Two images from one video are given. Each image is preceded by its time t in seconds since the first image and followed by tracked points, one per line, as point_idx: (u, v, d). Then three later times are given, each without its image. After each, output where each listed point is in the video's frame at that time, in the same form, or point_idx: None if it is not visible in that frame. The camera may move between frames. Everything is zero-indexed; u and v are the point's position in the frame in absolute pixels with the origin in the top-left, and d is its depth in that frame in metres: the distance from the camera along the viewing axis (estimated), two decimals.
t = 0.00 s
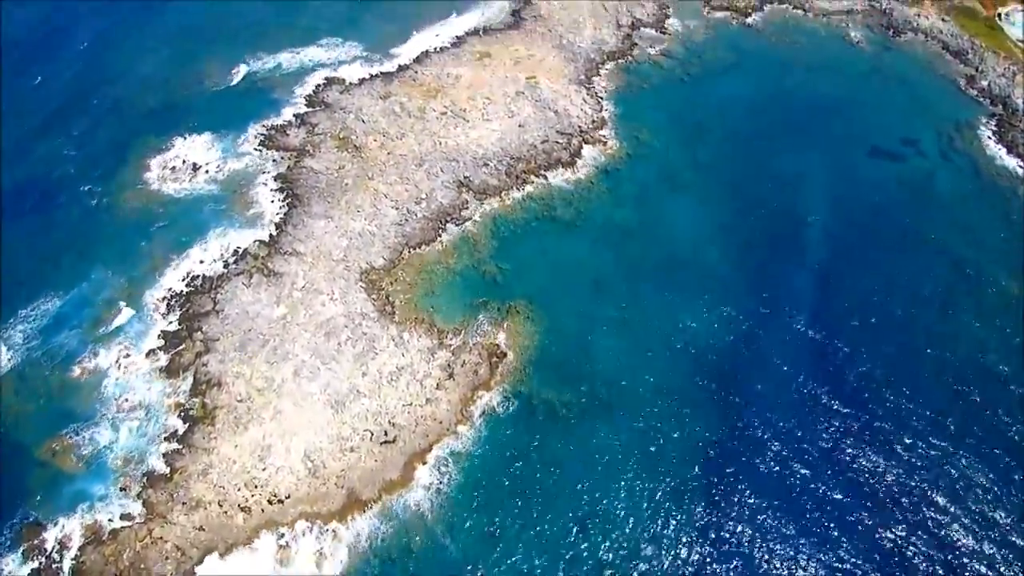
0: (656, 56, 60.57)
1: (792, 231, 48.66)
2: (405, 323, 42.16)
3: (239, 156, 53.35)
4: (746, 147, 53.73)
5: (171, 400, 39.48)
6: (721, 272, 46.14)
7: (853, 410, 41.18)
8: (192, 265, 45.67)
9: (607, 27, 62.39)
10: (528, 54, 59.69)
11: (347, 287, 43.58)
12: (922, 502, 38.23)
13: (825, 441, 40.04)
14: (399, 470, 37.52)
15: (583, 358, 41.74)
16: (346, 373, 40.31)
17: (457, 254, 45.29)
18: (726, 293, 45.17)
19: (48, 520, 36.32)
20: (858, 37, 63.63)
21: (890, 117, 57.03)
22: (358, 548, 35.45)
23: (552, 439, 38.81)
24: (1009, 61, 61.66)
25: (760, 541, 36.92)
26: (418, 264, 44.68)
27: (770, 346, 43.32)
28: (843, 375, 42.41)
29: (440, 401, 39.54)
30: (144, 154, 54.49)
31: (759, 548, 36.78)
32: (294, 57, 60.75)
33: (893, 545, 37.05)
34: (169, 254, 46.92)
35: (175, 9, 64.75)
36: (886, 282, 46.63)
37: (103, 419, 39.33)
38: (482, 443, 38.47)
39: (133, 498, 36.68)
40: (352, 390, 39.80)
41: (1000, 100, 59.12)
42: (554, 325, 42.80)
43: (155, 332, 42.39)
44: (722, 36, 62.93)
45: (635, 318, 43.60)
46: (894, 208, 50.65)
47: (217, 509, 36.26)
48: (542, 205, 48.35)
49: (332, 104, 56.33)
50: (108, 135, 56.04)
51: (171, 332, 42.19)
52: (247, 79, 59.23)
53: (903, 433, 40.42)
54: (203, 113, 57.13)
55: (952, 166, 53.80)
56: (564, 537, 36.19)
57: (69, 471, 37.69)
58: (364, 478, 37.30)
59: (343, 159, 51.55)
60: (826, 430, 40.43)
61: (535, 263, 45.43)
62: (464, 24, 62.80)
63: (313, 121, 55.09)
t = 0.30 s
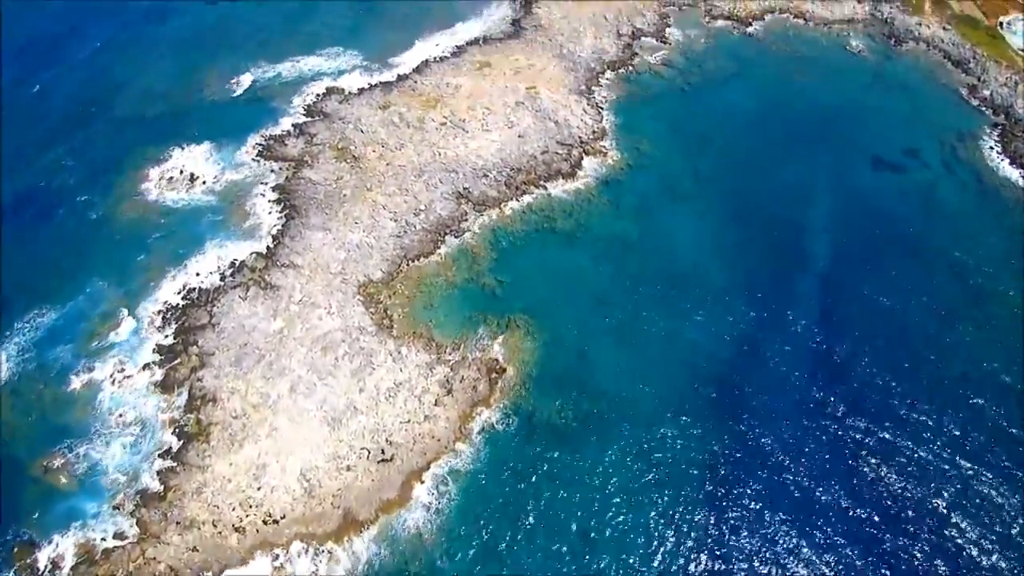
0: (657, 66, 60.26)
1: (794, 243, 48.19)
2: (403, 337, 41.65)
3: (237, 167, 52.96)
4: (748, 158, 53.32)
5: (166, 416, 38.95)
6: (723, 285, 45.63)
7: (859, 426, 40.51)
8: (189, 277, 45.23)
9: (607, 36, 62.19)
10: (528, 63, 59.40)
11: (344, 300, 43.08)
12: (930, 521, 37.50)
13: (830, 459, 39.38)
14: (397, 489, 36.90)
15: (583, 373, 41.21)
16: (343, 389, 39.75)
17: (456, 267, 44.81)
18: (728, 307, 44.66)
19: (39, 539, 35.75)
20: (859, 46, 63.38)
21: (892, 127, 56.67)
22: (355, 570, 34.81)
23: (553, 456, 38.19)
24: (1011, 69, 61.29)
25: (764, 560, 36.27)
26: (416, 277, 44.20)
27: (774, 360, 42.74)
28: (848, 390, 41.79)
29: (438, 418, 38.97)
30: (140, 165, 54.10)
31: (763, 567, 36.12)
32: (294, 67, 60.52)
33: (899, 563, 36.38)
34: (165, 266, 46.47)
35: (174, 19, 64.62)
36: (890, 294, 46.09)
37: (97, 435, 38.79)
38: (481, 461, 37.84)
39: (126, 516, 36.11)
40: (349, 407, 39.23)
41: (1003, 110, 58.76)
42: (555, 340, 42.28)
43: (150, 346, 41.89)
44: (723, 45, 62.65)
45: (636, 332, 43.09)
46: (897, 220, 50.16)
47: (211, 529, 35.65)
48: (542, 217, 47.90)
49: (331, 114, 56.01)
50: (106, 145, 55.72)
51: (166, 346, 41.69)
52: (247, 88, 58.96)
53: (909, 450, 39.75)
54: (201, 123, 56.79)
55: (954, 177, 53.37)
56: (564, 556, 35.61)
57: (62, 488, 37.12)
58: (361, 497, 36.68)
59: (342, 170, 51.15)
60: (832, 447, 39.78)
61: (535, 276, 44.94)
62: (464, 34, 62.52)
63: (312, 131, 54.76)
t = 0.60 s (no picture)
0: (657, 77, 59.94)
1: (796, 257, 47.66)
2: (401, 353, 41.07)
3: (234, 179, 52.54)
4: (749, 171, 52.88)
5: (160, 434, 38.36)
6: (725, 300, 45.09)
7: (865, 444, 39.84)
8: (185, 291, 44.73)
9: (607, 47, 62.00)
10: (528, 74, 59.09)
11: (342, 315, 42.52)
12: (935, 540, 36.94)
13: (837, 477, 38.71)
14: (394, 511, 36.23)
15: (584, 390, 40.61)
16: (340, 407, 39.13)
17: (455, 281, 44.30)
18: (730, 323, 44.06)
19: (31, 559, 35.23)
20: (860, 57, 63.17)
21: (894, 139, 56.29)
22: None
23: (554, 475, 37.59)
24: (1012, 80, 61.12)
25: None
26: (415, 292, 43.69)
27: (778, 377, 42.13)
28: (853, 407, 41.14)
29: (436, 438, 38.32)
30: (137, 177, 53.69)
31: None
32: (293, 78, 60.24)
33: None
34: (160, 279, 45.96)
35: (172, 29, 64.31)
36: (895, 309, 45.52)
37: (90, 453, 38.19)
38: (481, 480, 37.20)
39: (119, 537, 35.56)
40: (345, 425, 38.59)
41: (1005, 121, 58.51)
42: (555, 355, 41.71)
43: (144, 361, 41.32)
44: (723, 57, 62.39)
45: (637, 348, 42.51)
46: (901, 233, 49.68)
47: (204, 551, 35.09)
48: (542, 230, 47.41)
49: (330, 125, 55.67)
50: (102, 157, 55.35)
51: (161, 361, 41.12)
52: (246, 100, 58.62)
53: (916, 469, 39.08)
54: (199, 134, 56.47)
55: (958, 189, 52.92)
56: None
57: (53, 507, 36.58)
58: (357, 519, 36.02)
59: (340, 182, 50.70)
60: (837, 465, 39.11)
61: (535, 290, 44.42)
62: (464, 45, 62.38)
63: (310, 143, 54.40)
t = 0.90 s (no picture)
0: (657, 91, 59.70)
1: (798, 273, 47.08)
2: (399, 372, 40.40)
3: (232, 193, 52.12)
4: (750, 185, 52.43)
5: (153, 454, 37.69)
6: (727, 317, 44.46)
7: (871, 464, 39.13)
8: (180, 308, 44.19)
9: (607, 61, 61.91)
10: (528, 88, 58.91)
11: (338, 333, 41.90)
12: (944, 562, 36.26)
13: (842, 499, 37.95)
14: (390, 537, 35.41)
15: (584, 409, 39.91)
16: (336, 428, 38.38)
17: (454, 298, 43.77)
18: (732, 341, 43.42)
19: None
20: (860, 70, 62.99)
21: (895, 153, 55.88)
22: None
23: (553, 497, 36.86)
24: (1014, 93, 60.85)
25: None
26: (413, 309, 43.13)
27: (781, 396, 41.44)
28: (858, 428, 40.41)
29: (433, 460, 37.57)
30: (133, 191, 53.25)
31: None
32: (292, 91, 60.10)
33: None
34: (156, 296, 45.41)
35: (172, 44, 64.34)
36: (899, 325, 44.91)
37: (81, 474, 37.48)
38: (479, 504, 36.46)
39: (109, 561, 34.79)
40: (341, 447, 37.81)
41: (1007, 134, 58.13)
42: (555, 374, 41.07)
43: (138, 380, 40.71)
44: (723, 70, 62.18)
45: (637, 366, 41.86)
46: (905, 249, 49.12)
47: None
48: (542, 246, 46.92)
49: (329, 139, 55.35)
50: (98, 171, 54.98)
51: (155, 380, 40.50)
52: (245, 114, 58.47)
53: (924, 490, 38.35)
54: (196, 149, 56.13)
55: (961, 203, 52.42)
56: None
57: (44, 529, 35.86)
58: (352, 545, 35.21)
59: (338, 196, 50.24)
60: (843, 487, 38.36)
61: (534, 307, 43.84)
62: (464, 57, 62.63)
63: (309, 157, 54.03)
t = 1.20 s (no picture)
0: (657, 102, 59.42)
1: (802, 288, 46.51)
2: (396, 389, 39.74)
3: (228, 206, 51.64)
4: (752, 197, 51.93)
5: (146, 474, 37.05)
6: (729, 333, 43.86)
7: (877, 483, 38.33)
8: (175, 322, 43.65)
9: (607, 71, 61.79)
10: (528, 99, 58.76)
11: (335, 349, 41.27)
12: None
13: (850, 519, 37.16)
14: (386, 560, 34.64)
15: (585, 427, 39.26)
16: (332, 447, 37.62)
17: (453, 312, 43.22)
18: (734, 358, 42.77)
19: None
20: (861, 81, 62.79)
21: (899, 165, 55.38)
22: None
23: (552, 518, 36.12)
24: (1016, 104, 60.68)
25: None
26: (410, 324, 42.56)
27: (784, 412, 40.78)
28: (864, 445, 39.69)
29: (430, 481, 36.82)
30: (130, 203, 52.79)
31: None
32: (292, 101, 60.09)
33: None
34: (151, 310, 44.89)
35: (172, 58, 64.37)
36: (903, 339, 44.33)
37: (73, 493, 36.84)
38: (478, 526, 35.70)
39: None
40: (336, 467, 37.02)
41: (1010, 145, 57.76)
42: (555, 391, 40.45)
43: (132, 397, 40.14)
44: (724, 80, 61.94)
45: (639, 383, 41.23)
46: (909, 262, 48.55)
47: None
48: (542, 259, 46.39)
49: (327, 150, 54.98)
50: (95, 183, 54.55)
51: (148, 397, 39.91)
52: (243, 125, 58.39)
53: (932, 508, 37.61)
54: (194, 161, 55.79)
55: (965, 216, 51.90)
56: None
57: (34, 550, 35.16)
58: (348, 569, 34.44)
59: (337, 208, 49.76)
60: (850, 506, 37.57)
61: (534, 322, 43.25)
62: (463, 69, 63.09)
63: (307, 168, 53.60)
